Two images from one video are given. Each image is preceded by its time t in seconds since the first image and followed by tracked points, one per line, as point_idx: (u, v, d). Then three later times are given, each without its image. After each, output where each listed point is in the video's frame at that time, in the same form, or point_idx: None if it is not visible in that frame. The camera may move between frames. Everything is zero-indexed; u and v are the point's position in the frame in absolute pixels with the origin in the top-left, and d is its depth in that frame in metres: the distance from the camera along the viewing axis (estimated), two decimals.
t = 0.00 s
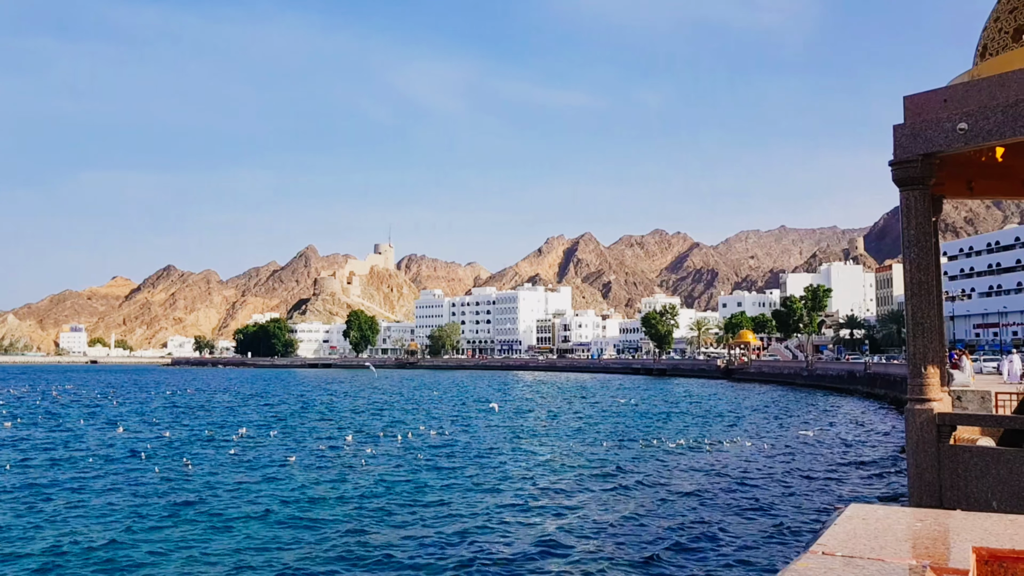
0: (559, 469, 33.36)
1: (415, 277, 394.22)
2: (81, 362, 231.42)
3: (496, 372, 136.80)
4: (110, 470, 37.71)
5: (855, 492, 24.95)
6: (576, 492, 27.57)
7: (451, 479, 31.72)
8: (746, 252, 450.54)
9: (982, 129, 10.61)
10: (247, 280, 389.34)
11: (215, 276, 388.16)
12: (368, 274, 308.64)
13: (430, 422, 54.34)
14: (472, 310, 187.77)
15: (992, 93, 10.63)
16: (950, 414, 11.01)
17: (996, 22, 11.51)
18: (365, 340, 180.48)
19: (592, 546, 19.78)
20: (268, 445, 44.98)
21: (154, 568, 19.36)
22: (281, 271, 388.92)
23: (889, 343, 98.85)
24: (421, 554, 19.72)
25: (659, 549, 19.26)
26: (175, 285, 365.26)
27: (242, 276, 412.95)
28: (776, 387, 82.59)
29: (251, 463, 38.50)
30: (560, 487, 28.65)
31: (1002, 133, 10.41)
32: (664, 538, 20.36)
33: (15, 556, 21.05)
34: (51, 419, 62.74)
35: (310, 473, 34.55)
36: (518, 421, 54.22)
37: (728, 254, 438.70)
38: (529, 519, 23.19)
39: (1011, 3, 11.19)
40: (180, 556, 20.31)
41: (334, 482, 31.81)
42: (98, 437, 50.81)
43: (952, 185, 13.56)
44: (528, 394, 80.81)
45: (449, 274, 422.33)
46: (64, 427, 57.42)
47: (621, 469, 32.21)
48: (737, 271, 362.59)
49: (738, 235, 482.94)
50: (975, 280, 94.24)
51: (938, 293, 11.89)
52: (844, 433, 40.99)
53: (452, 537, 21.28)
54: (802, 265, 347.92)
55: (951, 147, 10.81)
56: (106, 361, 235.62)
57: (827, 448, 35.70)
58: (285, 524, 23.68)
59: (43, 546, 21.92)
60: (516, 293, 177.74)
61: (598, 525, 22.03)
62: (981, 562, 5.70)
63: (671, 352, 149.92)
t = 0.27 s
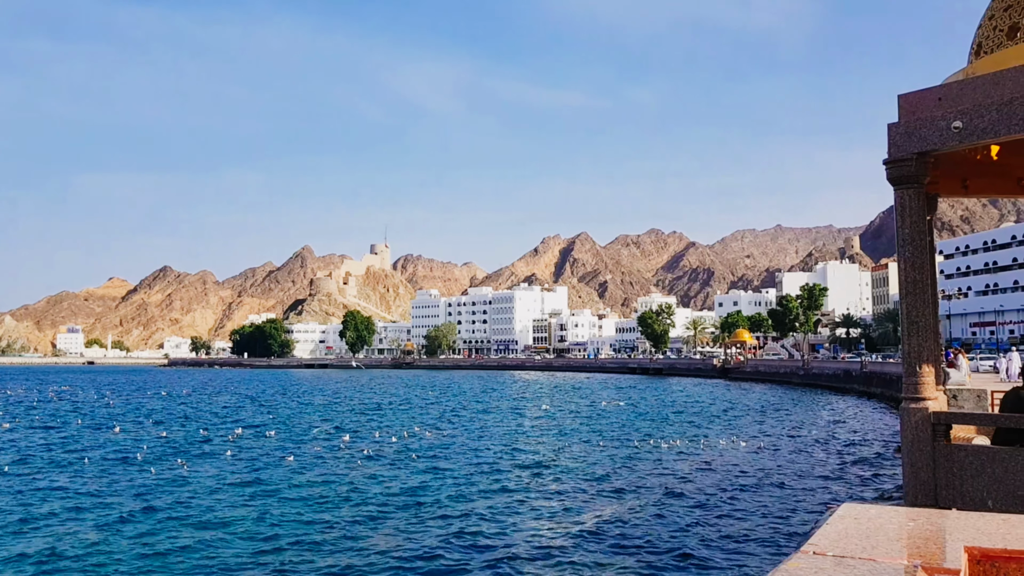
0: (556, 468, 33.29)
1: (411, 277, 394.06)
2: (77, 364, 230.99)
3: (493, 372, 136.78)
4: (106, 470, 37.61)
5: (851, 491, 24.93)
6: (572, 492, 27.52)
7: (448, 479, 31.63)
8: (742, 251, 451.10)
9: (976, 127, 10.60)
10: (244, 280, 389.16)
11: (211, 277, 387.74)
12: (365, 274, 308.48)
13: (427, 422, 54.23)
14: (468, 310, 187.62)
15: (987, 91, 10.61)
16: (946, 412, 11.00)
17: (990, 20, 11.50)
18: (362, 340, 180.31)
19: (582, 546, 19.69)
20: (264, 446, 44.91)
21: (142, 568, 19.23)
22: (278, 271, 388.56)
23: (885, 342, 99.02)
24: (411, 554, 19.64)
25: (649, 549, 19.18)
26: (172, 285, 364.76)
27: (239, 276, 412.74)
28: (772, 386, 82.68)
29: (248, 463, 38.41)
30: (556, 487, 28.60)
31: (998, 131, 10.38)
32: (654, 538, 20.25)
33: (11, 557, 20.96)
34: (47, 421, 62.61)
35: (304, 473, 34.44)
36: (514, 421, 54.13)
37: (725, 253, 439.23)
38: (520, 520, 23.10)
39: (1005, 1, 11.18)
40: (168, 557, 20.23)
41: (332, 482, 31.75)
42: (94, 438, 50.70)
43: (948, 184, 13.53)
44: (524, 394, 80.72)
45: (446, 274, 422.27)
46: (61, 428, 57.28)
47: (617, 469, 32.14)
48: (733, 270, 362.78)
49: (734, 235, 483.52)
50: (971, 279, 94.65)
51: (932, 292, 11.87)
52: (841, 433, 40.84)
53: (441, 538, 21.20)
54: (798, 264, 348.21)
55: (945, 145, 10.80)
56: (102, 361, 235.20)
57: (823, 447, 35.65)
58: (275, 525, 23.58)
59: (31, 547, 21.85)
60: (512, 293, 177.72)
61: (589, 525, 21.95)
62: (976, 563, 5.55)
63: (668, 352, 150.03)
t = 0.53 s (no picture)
0: (549, 468, 33.21)
1: (404, 277, 393.73)
2: (69, 363, 229.98)
3: (485, 372, 136.67)
4: (98, 470, 37.35)
5: (843, 490, 24.93)
6: (567, 492, 27.46)
7: (442, 479, 31.48)
8: (734, 251, 452.02)
9: (966, 127, 10.62)
10: (236, 280, 388.30)
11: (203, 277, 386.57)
12: (357, 274, 308.15)
13: (417, 423, 53.90)
14: (461, 310, 187.47)
15: (977, 90, 10.64)
16: (935, 414, 11.02)
17: (981, 20, 11.53)
18: (355, 340, 180.05)
19: (568, 547, 19.59)
20: (256, 445, 44.77)
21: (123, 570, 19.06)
22: (270, 271, 387.86)
23: (877, 341, 99.34)
24: (395, 554, 19.55)
25: (636, 550, 19.10)
26: (163, 285, 363.57)
27: (231, 276, 411.84)
28: (763, 385, 82.82)
29: (239, 463, 38.25)
30: (551, 486, 28.57)
31: (987, 131, 10.40)
32: (641, 538, 20.18)
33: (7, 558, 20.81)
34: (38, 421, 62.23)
35: (295, 474, 34.29)
36: (507, 421, 54.01)
37: (717, 253, 440.24)
38: (506, 520, 23.00)
39: (995, 2, 11.23)
40: (150, 558, 20.12)
41: (323, 482, 31.63)
42: (85, 438, 50.36)
43: (937, 185, 13.54)
44: (517, 393, 80.63)
45: (439, 273, 422.03)
46: (52, 427, 56.90)
47: (609, 469, 32.12)
48: (726, 270, 363.62)
49: (726, 235, 484.43)
50: (962, 279, 95.13)
51: (924, 291, 11.90)
52: (834, 432, 40.78)
53: (427, 539, 21.10)
54: (790, 264, 349.27)
55: (934, 146, 10.82)
56: (94, 361, 234.34)
57: (816, 446, 35.64)
58: (261, 525, 23.44)
59: (24, 547, 21.72)
60: (505, 293, 177.76)
61: (576, 525, 21.88)
62: (961, 562, 5.41)
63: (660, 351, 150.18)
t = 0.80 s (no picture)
0: (531, 468, 33.18)
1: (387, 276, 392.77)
2: (47, 364, 227.81)
3: (467, 372, 136.51)
4: (78, 471, 37.03)
5: (823, 489, 25.07)
6: (548, 491, 27.46)
7: (424, 479, 31.40)
8: (716, 251, 454.10)
9: (943, 129, 10.74)
10: (217, 280, 386.13)
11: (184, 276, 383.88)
12: (340, 273, 307.08)
13: (400, 423, 53.69)
14: (444, 310, 187.23)
15: (952, 94, 10.77)
16: (911, 411, 11.16)
17: (957, 23, 11.68)
18: (337, 339, 179.41)
19: (545, 546, 19.66)
20: (238, 446, 44.48)
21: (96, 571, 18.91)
22: (252, 270, 385.91)
23: (857, 341, 100.05)
24: (373, 554, 19.56)
25: (615, 549, 19.20)
26: (144, 284, 360.86)
27: (212, 276, 409.36)
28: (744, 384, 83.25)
29: (221, 463, 38.01)
30: (533, 486, 28.54)
31: (964, 132, 10.52)
32: (622, 538, 20.22)
33: None
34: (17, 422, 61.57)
35: (276, 474, 34.21)
36: (490, 420, 53.93)
37: (699, 253, 441.96)
38: (485, 520, 23.06)
39: (970, 6, 11.39)
40: (125, 559, 20.03)
41: (305, 483, 31.51)
42: (65, 439, 49.91)
43: (915, 185, 13.68)
44: (500, 393, 80.50)
45: (421, 273, 421.26)
46: (31, 428, 56.34)
47: (591, 468, 32.12)
48: (708, 270, 364.91)
49: (708, 236, 486.39)
50: (940, 279, 96.02)
51: (900, 292, 12.04)
52: (813, 432, 41.08)
53: (407, 539, 21.09)
54: (771, 264, 351.08)
55: (911, 148, 10.96)
56: (73, 361, 232.24)
57: (797, 446, 35.79)
58: (239, 526, 23.39)
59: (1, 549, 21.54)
60: (488, 292, 177.71)
61: (555, 525, 21.98)
62: (933, 560, 5.23)
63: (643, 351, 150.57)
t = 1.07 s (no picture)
0: (512, 469, 33.15)
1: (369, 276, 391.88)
2: (25, 363, 225.65)
3: (450, 372, 136.37)
4: (56, 472, 36.70)
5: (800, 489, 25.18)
6: (528, 492, 27.44)
7: (405, 480, 31.30)
8: (698, 251, 456.16)
9: (920, 132, 10.87)
10: (198, 279, 383.70)
11: (164, 276, 381.32)
12: (322, 273, 306.03)
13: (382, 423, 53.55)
14: (426, 309, 186.97)
15: (930, 96, 10.87)
16: (889, 411, 11.26)
17: (935, 27, 11.81)
18: (319, 339, 178.77)
19: (524, 547, 19.68)
20: (219, 446, 44.19)
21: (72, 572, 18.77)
22: (233, 270, 383.89)
23: (836, 341, 100.81)
24: (350, 555, 19.55)
25: (591, 549, 19.29)
26: (124, 284, 358.10)
27: (193, 275, 406.84)
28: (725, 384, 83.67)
29: (201, 465, 37.73)
30: (513, 486, 28.51)
31: (940, 136, 10.64)
32: (600, 538, 20.27)
33: None
34: None
35: (257, 473, 34.15)
36: (472, 421, 53.84)
37: (682, 254, 443.89)
38: (465, 520, 23.07)
39: (949, 10, 11.52)
40: (104, 559, 19.99)
41: (285, 483, 31.37)
42: (43, 439, 49.41)
43: (894, 188, 13.81)
44: (482, 393, 80.46)
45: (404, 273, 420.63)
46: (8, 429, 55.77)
47: (572, 469, 32.12)
48: (690, 270, 366.54)
49: (691, 236, 488.49)
50: (919, 280, 96.92)
51: (880, 292, 12.15)
52: (794, 432, 41.23)
53: (387, 539, 21.04)
54: (752, 265, 353.07)
55: (889, 150, 11.06)
56: (51, 361, 230.21)
57: (776, 446, 35.95)
58: (218, 527, 23.29)
59: None
60: (471, 292, 177.62)
61: (534, 525, 22.03)
62: (907, 558, 4.99)
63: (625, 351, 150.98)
